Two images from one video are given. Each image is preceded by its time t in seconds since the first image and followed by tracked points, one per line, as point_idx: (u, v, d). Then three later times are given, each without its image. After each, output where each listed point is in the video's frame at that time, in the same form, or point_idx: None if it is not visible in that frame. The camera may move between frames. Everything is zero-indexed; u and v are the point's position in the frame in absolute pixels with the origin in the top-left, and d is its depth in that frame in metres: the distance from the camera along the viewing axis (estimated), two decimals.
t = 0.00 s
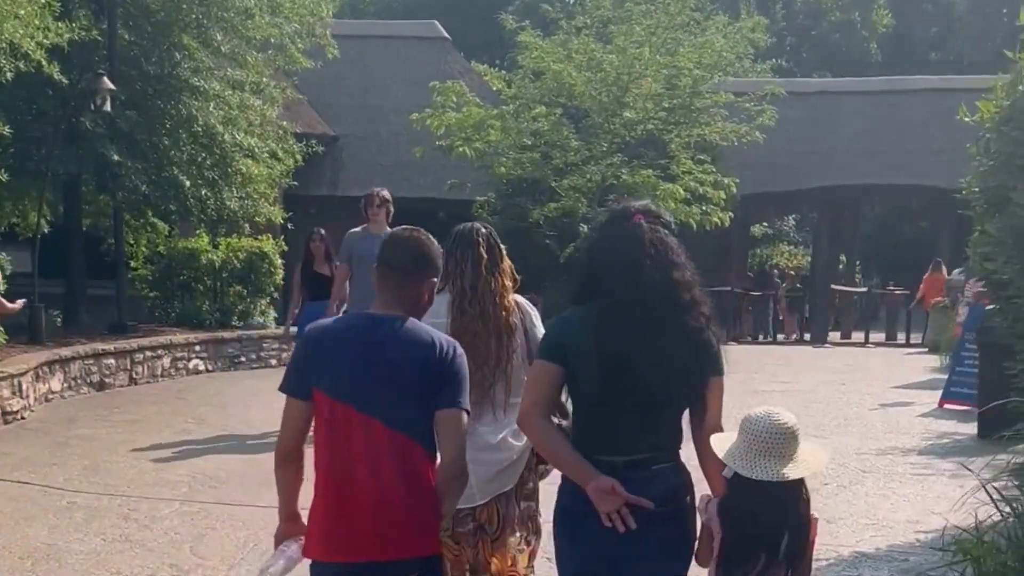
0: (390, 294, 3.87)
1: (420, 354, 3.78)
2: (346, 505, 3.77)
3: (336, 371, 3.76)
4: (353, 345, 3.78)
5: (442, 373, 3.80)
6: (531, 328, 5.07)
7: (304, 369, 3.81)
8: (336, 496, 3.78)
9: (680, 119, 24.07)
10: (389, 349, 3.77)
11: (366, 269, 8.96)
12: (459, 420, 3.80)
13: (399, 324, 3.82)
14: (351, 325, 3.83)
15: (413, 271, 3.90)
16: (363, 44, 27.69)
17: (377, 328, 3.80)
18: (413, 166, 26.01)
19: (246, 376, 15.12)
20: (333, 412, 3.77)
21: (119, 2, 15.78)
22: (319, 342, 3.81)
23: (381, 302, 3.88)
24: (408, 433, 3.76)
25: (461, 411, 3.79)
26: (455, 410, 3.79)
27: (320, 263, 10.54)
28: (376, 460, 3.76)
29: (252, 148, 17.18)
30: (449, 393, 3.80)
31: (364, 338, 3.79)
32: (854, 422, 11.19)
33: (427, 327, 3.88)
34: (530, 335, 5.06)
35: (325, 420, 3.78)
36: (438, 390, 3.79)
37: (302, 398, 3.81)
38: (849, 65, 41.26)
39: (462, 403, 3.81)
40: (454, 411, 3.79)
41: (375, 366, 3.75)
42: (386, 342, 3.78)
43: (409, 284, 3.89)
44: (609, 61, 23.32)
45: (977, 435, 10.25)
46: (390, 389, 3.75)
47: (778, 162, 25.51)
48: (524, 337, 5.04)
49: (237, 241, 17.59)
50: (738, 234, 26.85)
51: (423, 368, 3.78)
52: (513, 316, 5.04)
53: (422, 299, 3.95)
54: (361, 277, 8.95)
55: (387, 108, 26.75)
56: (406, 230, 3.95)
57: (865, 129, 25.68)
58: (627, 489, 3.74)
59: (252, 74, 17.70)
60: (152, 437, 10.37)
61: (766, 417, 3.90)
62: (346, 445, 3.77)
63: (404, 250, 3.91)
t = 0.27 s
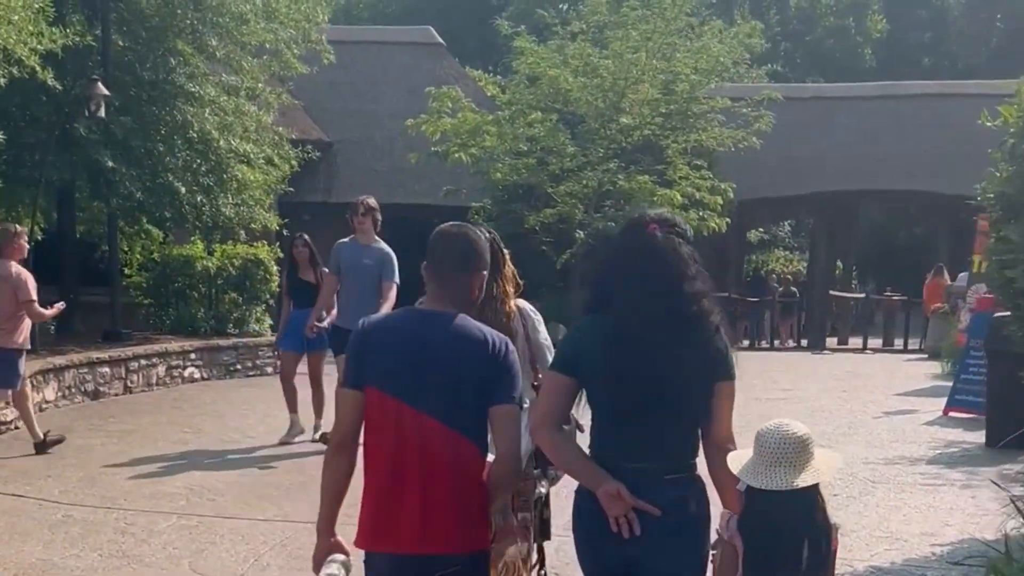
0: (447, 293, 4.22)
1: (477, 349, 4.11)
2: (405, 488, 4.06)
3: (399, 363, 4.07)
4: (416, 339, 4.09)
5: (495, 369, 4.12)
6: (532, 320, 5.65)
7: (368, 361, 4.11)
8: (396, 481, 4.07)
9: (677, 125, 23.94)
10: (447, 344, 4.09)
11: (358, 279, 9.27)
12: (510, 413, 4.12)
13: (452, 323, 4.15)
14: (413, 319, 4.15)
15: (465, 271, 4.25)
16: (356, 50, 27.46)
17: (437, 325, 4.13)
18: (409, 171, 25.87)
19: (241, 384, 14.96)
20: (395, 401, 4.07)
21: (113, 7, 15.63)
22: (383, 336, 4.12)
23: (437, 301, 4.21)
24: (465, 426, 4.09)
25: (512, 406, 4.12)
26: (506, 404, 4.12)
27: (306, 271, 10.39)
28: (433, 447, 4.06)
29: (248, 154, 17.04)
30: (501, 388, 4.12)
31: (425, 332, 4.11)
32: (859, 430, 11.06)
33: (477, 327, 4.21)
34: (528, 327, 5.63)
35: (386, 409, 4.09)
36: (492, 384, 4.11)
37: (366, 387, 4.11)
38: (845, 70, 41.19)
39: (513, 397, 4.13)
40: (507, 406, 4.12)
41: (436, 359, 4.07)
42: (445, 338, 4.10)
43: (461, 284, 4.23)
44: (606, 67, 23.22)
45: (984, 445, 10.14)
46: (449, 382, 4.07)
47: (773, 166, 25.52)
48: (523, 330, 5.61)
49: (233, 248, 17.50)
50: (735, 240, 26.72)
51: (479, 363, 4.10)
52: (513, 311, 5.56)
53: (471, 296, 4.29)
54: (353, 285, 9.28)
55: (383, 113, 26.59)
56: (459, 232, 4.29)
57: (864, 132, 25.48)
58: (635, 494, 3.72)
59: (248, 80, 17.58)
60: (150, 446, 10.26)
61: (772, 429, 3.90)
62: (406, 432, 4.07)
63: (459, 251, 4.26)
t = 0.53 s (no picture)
0: (454, 319, 4.14)
1: (494, 374, 4.07)
2: (432, 518, 4.04)
3: (420, 396, 4.02)
4: (434, 370, 4.04)
5: (514, 390, 4.10)
6: (538, 335, 5.63)
7: (389, 397, 4.03)
8: (424, 513, 4.05)
9: (670, 137, 23.78)
10: (466, 372, 4.05)
11: (336, 291, 9.17)
12: (530, 434, 4.09)
13: (462, 348, 4.09)
14: (426, 350, 4.08)
15: (468, 295, 4.17)
16: (344, 61, 27.16)
17: (452, 354, 4.07)
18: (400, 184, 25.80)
19: (233, 398, 14.84)
20: (420, 434, 4.03)
21: (102, 19, 15.50)
22: (400, 370, 4.04)
23: (442, 327, 4.13)
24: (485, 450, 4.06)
25: (532, 425, 4.09)
26: (526, 424, 4.10)
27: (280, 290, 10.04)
28: (461, 476, 4.05)
29: (239, 167, 16.91)
30: (521, 408, 4.10)
31: (442, 362, 4.05)
32: (860, 443, 10.99)
33: (485, 347, 4.16)
34: (536, 342, 5.61)
35: (413, 443, 4.04)
36: (511, 408, 4.08)
37: (389, 423, 4.04)
38: (834, 82, 41.23)
39: (532, 416, 4.12)
40: (528, 424, 4.08)
41: (458, 388, 4.03)
42: (462, 365, 4.05)
43: (467, 309, 4.16)
44: (598, 78, 23.15)
45: (986, 459, 10.09)
46: (472, 409, 4.04)
47: (766, 178, 25.33)
48: (530, 346, 5.60)
49: (225, 262, 17.36)
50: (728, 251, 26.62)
51: (499, 387, 4.07)
52: (520, 328, 5.59)
53: (475, 318, 4.22)
54: (331, 297, 9.17)
55: (374, 125, 26.47)
56: (455, 258, 4.21)
57: (857, 143, 25.42)
58: (646, 498, 3.80)
59: (239, 92, 17.48)
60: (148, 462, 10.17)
61: (799, 437, 3.97)
62: (432, 464, 4.04)
63: (459, 276, 4.17)
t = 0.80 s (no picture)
0: (436, 320, 4.06)
1: (481, 371, 4.01)
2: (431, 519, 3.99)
3: (409, 399, 3.95)
4: (420, 371, 3.97)
5: (502, 386, 4.04)
6: (550, 346, 5.44)
7: (376, 402, 3.96)
8: (423, 516, 3.99)
9: (657, 148, 23.68)
10: (453, 371, 3.98)
11: (316, 305, 8.81)
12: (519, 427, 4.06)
13: (448, 347, 4.03)
14: (411, 353, 4.01)
15: (448, 295, 4.10)
16: (330, 74, 26.72)
17: (437, 354, 4.00)
18: (387, 196, 25.69)
19: (219, 411, 14.67)
20: (409, 437, 3.96)
21: (87, 29, 15.34)
22: (387, 374, 3.97)
23: (424, 330, 4.05)
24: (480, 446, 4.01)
25: (521, 417, 4.05)
26: (516, 419, 4.05)
27: (247, 297, 9.45)
28: (453, 475, 3.98)
29: (226, 178, 16.75)
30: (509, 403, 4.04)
31: (427, 363, 3.98)
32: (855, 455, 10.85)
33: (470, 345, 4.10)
34: (550, 352, 5.43)
35: (404, 447, 3.98)
36: (500, 403, 4.03)
37: (378, 429, 3.97)
38: (818, 94, 41.41)
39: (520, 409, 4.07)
40: (518, 416, 4.05)
41: (445, 387, 3.97)
42: (449, 364, 3.99)
43: (449, 310, 4.09)
44: (585, 90, 23.08)
45: (984, 471, 9.97)
46: (462, 408, 3.97)
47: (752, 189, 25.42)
48: (544, 355, 5.42)
49: (212, 274, 17.20)
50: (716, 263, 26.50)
51: (487, 384, 4.01)
52: (535, 337, 5.39)
53: (456, 315, 4.15)
54: (310, 311, 8.81)
55: (361, 136, 26.26)
56: (431, 260, 4.13)
57: (846, 156, 25.36)
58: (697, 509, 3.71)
59: (225, 103, 17.35)
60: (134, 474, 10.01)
61: (839, 437, 3.88)
62: (423, 465, 3.98)
63: (438, 278, 4.10)
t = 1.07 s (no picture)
0: (431, 322, 4.05)
1: (470, 377, 3.98)
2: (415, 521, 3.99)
3: (394, 402, 3.96)
4: (408, 374, 3.97)
5: (492, 390, 4.00)
6: (555, 351, 5.50)
7: (364, 402, 3.99)
8: (408, 516, 3.99)
9: (641, 160, 23.58)
10: (440, 374, 3.97)
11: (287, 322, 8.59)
12: (509, 434, 4.02)
13: (442, 351, 4.01)
14: (402, 354, 4.02)
15: (446, 300, 4.09)
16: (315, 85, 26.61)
17: (428, 357, 3.99)
18: (370, 208, 25.57)
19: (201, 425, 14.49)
20: (396, 436, 3.97)
21: (69, 39, 15.30)
22: (376, 374, 3.99)
23: (418, 330, 4.05)
24: (469, 451, 3.99)
25: (512, 425, 4.02)
26: (505, 426, 4.01)
27: (213, 314, 9.22)
28: (434, 479, 3.97)
29: (209, 189, 16.59)
30: (500, 409, 4.00)
31: (417, 365, 3.98)
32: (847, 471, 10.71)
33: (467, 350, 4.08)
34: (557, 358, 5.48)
35: (389, 447, 3.99)
36: (488, 408, 3.99)
37: (366, 429, 4.00)
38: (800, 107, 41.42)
39: (511, 416, 4.02)
40: (509, 424, 4.01)
41: (430, 391, 3.95)
42: (438, 368, 3.98)
43: (445, 314, 4.08)
44: (570, 102, 22.92)
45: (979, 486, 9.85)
46: (446, 413, 3.95)
47: (739, 204, 25.22)
48: (551, 360, 5.48)
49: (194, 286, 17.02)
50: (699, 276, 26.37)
51: (476, 390, 3.98)
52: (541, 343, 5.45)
53: (453, 320, 4.14)
54: (281, 328, 8.59)
55: (345, 148, 26.16)
56: (431, 262, 4.12)
57: (832, 168, 25.31)
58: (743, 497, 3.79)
59: (208, 113, 17.19)
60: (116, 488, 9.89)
61: (873, 448, 4.03)
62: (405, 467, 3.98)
63: (439, 282, 4.09)
